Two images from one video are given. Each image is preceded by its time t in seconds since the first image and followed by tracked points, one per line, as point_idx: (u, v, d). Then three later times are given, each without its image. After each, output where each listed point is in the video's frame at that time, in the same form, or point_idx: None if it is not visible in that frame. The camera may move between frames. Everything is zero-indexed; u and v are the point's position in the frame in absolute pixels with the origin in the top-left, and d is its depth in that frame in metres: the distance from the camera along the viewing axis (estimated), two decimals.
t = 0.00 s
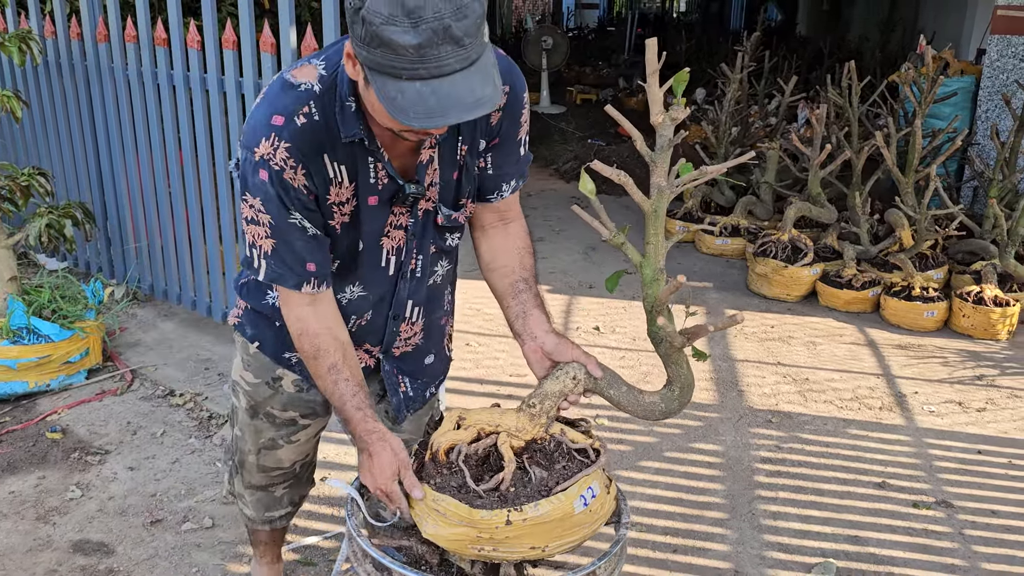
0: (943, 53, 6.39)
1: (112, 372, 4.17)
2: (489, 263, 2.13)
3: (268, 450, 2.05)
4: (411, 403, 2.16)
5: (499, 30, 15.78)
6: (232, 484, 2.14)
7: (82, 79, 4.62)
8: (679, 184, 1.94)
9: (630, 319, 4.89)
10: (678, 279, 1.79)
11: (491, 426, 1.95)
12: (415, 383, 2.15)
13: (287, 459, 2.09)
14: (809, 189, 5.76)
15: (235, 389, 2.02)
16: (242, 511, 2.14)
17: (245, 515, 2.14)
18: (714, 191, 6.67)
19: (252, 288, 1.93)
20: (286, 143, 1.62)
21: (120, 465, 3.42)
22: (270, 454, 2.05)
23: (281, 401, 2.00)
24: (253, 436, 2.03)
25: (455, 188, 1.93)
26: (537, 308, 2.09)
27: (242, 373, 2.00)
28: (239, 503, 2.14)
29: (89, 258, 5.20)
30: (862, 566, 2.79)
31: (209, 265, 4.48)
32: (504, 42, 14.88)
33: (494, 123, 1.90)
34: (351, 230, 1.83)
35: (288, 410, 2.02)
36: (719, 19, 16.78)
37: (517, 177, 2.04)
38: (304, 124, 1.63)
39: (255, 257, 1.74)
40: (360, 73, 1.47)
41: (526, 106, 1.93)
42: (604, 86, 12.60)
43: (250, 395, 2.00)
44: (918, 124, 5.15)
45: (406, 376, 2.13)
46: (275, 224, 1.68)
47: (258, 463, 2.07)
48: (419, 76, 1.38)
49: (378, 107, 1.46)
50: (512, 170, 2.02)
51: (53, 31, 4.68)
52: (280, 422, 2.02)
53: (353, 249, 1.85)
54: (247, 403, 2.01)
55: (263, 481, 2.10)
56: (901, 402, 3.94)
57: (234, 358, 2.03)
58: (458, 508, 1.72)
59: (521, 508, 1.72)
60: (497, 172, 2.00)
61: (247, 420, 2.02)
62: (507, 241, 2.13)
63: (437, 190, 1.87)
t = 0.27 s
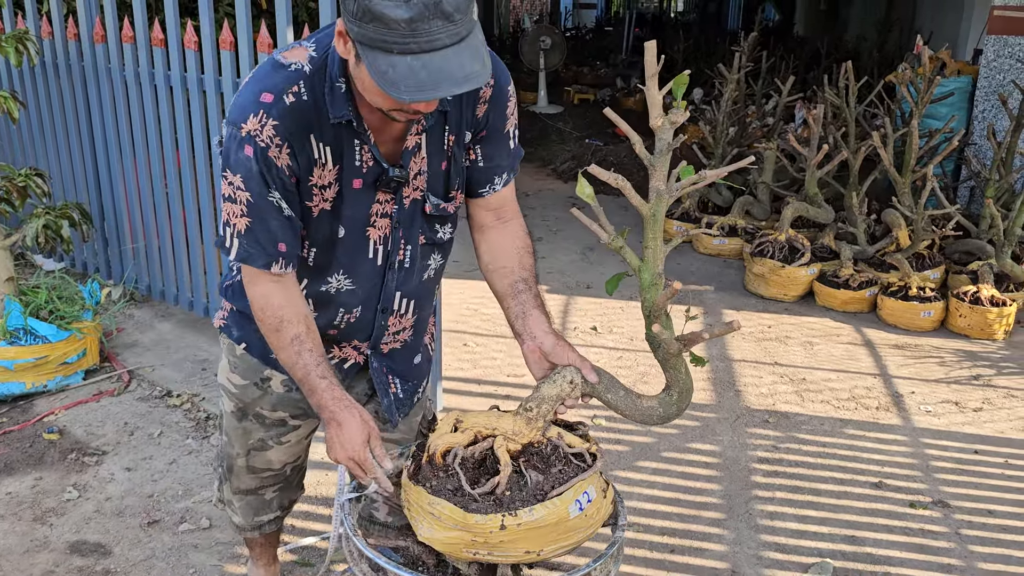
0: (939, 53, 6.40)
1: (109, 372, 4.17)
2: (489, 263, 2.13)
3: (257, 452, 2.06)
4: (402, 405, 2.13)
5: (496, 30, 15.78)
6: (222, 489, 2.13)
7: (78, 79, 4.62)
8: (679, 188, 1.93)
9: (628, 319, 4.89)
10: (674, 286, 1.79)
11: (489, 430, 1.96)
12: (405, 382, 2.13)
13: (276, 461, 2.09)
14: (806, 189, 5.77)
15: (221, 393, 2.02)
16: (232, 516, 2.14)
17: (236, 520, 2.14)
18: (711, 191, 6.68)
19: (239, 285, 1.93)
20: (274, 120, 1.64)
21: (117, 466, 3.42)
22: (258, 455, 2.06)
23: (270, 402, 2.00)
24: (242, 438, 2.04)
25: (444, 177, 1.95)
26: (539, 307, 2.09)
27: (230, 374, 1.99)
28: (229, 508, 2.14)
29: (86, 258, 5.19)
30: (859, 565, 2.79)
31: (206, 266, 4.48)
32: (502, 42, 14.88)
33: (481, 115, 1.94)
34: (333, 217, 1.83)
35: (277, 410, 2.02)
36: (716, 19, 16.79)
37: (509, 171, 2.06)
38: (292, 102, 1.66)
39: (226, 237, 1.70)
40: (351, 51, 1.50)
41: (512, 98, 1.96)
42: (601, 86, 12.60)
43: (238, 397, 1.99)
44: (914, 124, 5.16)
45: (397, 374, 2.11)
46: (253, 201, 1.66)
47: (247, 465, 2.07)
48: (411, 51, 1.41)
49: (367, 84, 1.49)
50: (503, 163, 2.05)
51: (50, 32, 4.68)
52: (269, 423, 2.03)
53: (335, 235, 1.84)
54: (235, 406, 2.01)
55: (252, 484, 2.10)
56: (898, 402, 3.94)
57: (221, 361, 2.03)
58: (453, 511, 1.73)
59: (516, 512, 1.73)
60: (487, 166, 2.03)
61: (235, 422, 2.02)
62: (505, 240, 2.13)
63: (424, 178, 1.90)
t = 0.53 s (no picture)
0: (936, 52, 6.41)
1: (106, 372, 4.17)
2: (476, 257, 2.11)
3: (243, 456, 2.04)
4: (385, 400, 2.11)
5: (494, 29, 15.78)
6: (205, 497, 2.10)
7: (75, 79, 4.62)
8: (671, 185, 1.94)
9: (625, 318, 4.90)
10: (671, 280, 1.78)
11: (484, 428, 1.96)
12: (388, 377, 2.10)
13: (263, 465, 2.08)
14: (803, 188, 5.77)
15: (206, 399, 2.00)
16: (216, 523, 2.10)
17: (219, 527, 2.11)
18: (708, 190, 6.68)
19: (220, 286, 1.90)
20: (255, 99, 1.63)
21: (115, 466, 3.42)
22: (245, 459, 2.05)
23: (257, 405, 1.99)
24: (229, 443, 2.02)
25: (421, 173, 1.95)
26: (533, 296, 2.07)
27: (215, 380, 1.97)
28: (213, 516, 2.10)
29: (83, 258, 5.19)
30: (856, 564, 2.80)
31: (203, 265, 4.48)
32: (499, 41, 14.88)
33: (461, 119, 1.94)
34: (308, 205, 1.80)
35: (264, 413, 2.01)
36: (714, 18, 16.79)
37: (491, 173, 2.06)
38: (275, 84, 1.65)
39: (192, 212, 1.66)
40: (349, 39, 1.50)
41: (492, 105, 1.98)
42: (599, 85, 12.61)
43: (224, 402, 1.97)
44: (911, 123, 5.17)
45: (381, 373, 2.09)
46: (224, 178, 1.63)
47: (234, 470, 2.05)
48: (414, 39, 1.42)
49: (366, 74, 1.49)
50: (486, 166, 2.05)
51: (47, 32, 4.68)
52: (256, 427, 2.02)
53: (309, 224, 1.82)
54: (221, 412, 1.99)
55: (238, 489, 2.08)
56: (895, 401, 3.95)
57: (204, 367, 2.01)
58: (451, 509, 1.74)
59: (514, 509, 1.74)
60: (469, 170, 2.03)
61: (221, 428, 2.00)
62: (488, 233, 2.12)
63: (402, 172, 1.90)
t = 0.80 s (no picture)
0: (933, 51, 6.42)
1: (104, 372, 4.16)
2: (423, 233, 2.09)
3: (233, 464, 2.03)
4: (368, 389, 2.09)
5: (492, 29, 15.78)
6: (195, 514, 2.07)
7: (73, 78, 4.61)
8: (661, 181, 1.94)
9: (623, 317, 4.90)
10: (667, 276, 1.77)
11: (479, 427, 1.96)
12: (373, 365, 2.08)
13: (253, 471, 2.07)
14: (801, 187, 5.78)
15: (189, 412, 1.97)
16: (210, 538, 2.08)
17: (214, 541, 2.09)
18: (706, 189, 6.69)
19: (198, 292, 1.89)
20: (234, 72, 1.62)
21: (113, 465, 3.41)
22: (234, 467, 2.03)
23: (243, 410, 1.98)
24: (217, 453, 2.00)
25: (393, 152, 1.96)
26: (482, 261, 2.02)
27: (196, 390, 1.95)
28: (206, 530, 2.08)
29: (80, 258, 5.18)
30: (853, 563, 2.80)
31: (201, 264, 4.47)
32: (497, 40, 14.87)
33: (426, 96, 1.97)
34: (288, 184, 1.78)
35: (251, 418, 2.00)
36: (712, 17, 16.79)
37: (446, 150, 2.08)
38: (251, 58, 1.64)
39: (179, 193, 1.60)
40: None
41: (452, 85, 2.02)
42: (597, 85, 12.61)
43: (208, 411, 1.96)
44: (909, 122, 5.17)
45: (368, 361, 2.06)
46: (213, 153, 1.60)
47: (224, 480, 2.03)
48: None
49: (348, 32, 1.53)
50: (443, 143, 2.07)
51: (44, 31, 4.67)
52: (243, 433, 2.01)
53: (291, 203, 1.79)
54: (206, 422, 1.97)
55: (229, 498, 2.07)
56: (892, 400, 3.96)
57: (184, 379, 1.98)
58: (453, 508, 1.74)
59: (517, 506, 1.75)
60: (431, 149, 2.05)
61: (207, 438, 1.98)
62: (438, 209, 2.10)
63: (376, 150, 1.89)
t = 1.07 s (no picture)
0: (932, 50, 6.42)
1: (102, 371, 4.16)
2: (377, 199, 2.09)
3: (214, 465, 2.02)
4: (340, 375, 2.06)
5: (491, 28, 15.77)
6: (176, 521, 2.06)
7: (70, 77, 4.60)
8: (664, 180, 1.94)
9: (621, 316, 4.90)
10: (666, 276, 1.77)
11: (480, 426, 1.95)
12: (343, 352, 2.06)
13: (235, 470, 2.06)
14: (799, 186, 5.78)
15: (164, 419, 1.95)
16: (194, 542, 2.08)
17: (199, 544, 2.08)
18: (704, 188, 6.69)
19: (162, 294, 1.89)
20: (186, 35, 1.60)
21: (110, 464, 3.41)
22: (216, 468, 2.03)
23: (221, 410, 1.97)
24: (197, 455, 1.99)
25: (350, 128, 1.94)
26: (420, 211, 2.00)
27: (170, 396, 1.93)
28: (190, 535, 2.08)
29: (78, 257, 5.17)
30: (852, 561, 2.80)
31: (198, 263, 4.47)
32: (496, 39, 14.87)
33: (382, 74, 1.97)
34: (243, 154, 1.73)
35: (230, 417, 1.99)
36: (711, 16, 16.79)
37: (407, 132, 2.08)
38: (202, 23, 1.63)
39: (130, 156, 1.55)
40: None
41: (404, 64, 2.04)
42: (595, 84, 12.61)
43: (184, 415, 1.94)
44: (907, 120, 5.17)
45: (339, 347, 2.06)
46: (167, 115, 1.56)
47: (206, 481, 2.03)
48: None
49: None
50: (403, 125, 2.07)
51: (41, 30, 4.66)
52: (222, 433, 2.00)
53: (247, 173, 1.75)
54: (183, 426, 1.95)
55: (213, 499, 2.06)
56: (890, 398, 3.96)
57: (156, 386, 1.96)
58: (450, 506, 1.74)
59: (515, 505, 1.75)
60: (391, 130, 2.05)
61: (186, 442, 1.97)
62: (392, 179, 2.10)
63: (331, 123, 1.87)
